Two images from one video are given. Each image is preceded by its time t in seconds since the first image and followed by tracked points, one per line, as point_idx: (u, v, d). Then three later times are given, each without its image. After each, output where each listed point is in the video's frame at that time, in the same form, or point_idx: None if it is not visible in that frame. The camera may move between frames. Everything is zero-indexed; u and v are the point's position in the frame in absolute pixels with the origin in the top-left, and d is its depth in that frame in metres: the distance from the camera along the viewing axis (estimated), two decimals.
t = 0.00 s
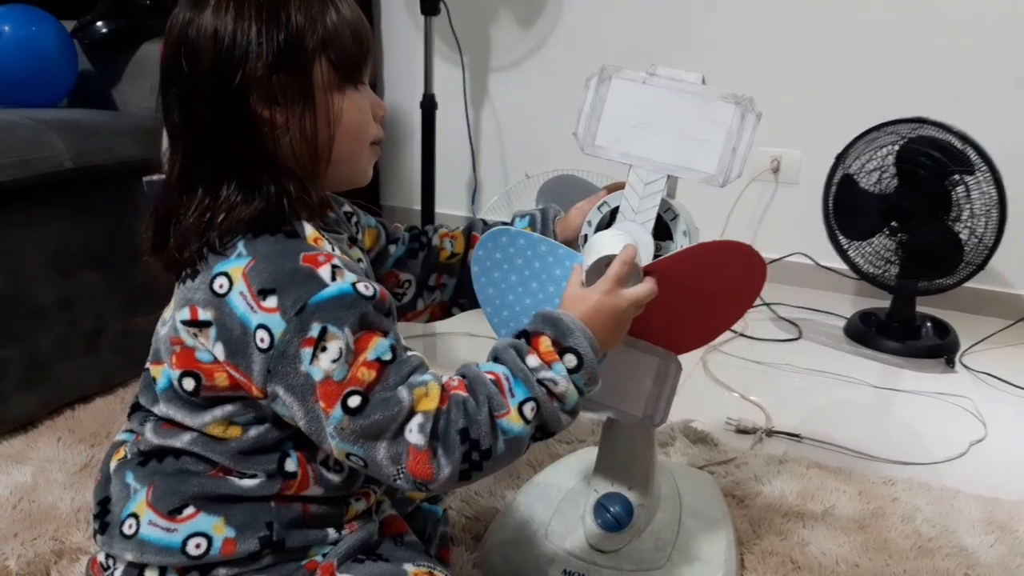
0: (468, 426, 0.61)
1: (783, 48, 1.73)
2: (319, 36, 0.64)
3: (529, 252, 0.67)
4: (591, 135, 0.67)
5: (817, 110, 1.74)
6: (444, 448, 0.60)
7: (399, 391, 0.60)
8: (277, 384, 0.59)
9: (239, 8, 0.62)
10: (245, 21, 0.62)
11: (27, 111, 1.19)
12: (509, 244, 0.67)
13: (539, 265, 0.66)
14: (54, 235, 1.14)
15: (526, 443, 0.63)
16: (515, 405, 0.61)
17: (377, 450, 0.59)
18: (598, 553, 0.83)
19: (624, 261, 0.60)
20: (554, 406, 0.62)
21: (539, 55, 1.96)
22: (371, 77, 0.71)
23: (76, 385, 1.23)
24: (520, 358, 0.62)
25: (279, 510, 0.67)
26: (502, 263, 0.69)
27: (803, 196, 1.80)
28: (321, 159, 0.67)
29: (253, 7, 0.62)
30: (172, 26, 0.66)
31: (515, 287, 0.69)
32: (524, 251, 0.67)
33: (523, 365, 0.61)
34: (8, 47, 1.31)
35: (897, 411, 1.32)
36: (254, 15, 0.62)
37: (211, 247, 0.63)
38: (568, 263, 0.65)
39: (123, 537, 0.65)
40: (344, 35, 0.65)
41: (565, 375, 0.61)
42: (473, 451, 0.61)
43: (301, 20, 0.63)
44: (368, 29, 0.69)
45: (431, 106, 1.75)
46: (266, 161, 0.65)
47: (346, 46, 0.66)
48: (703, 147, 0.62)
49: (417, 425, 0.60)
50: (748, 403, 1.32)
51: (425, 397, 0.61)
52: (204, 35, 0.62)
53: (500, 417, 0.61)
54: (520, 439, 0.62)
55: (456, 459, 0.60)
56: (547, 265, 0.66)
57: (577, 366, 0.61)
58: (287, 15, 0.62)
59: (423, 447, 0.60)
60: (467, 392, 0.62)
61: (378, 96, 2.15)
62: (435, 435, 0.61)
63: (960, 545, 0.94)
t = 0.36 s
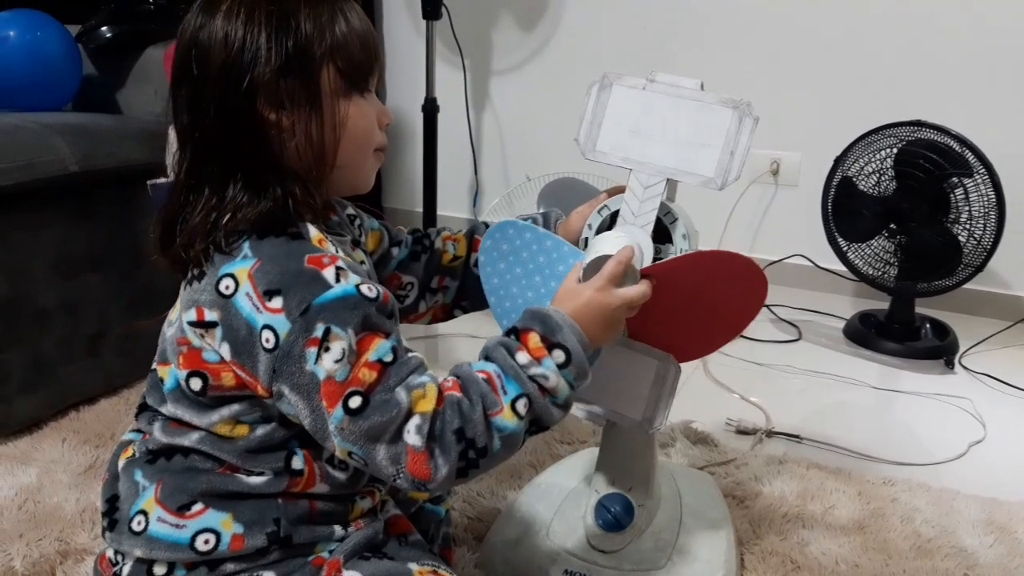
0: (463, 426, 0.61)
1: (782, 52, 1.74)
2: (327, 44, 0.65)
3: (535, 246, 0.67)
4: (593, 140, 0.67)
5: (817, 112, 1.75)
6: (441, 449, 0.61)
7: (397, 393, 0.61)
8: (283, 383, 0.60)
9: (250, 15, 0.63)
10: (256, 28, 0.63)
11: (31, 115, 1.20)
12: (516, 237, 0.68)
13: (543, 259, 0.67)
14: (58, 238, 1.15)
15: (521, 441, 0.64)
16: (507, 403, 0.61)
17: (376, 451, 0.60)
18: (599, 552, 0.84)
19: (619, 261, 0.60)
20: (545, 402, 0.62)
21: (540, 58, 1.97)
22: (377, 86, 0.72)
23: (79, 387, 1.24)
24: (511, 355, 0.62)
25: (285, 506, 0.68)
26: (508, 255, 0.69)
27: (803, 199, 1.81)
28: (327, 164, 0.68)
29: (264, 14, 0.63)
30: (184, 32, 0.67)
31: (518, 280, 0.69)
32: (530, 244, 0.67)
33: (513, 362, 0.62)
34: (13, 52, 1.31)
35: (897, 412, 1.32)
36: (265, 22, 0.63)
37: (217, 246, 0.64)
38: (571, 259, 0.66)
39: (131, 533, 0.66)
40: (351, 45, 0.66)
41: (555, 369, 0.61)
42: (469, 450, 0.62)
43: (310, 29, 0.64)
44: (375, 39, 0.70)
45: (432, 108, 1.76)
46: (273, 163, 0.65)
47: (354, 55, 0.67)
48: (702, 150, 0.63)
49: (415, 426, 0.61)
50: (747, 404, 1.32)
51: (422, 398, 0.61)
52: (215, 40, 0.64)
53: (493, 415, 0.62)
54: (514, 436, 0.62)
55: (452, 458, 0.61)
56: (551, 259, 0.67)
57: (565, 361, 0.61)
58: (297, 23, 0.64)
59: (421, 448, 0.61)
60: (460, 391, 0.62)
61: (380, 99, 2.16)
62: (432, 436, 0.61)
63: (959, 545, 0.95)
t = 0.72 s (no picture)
0: (450, 416, 0.60)
1: (775, 48, 1.74)
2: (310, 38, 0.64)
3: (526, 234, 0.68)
4: (584, 142, 0.68)
5: (810, 108, 1.75)
6: (429, 440, 0.60)
7: (382, 386, 0.60)
8: (268, 382, 0.59)
9: (231, 9, 0.63)
10: (237, 21, 0.62)
11: (19, 111, 1.19)
12: (509, 226, 0.68)
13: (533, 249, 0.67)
14: (48, 235, 1.14)
15: (509, 429, 0.62)
16: (493, 386, 0.60)
17: (364, 447, 0.59)
18: (590, 551, 0.83)
19: (603, 241, 0.62)
20: (532, 381, 0.61)
21: (532, 54, 1.96)
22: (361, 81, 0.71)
23: (68, 386, 1.23)
24: (490, 339, 0.62)
25: (274, 508, 0.67)
26: (501, 245, 0.69)
27: (795, 195, 1.81)
28: (310, 160, 0.67)
29: (245, 7, 0.63)
30: (164, 26, 0.66)
31: (508, 271, 0.69)
32: (523, 234, 0.68)
33: (492, 344, 0.61)
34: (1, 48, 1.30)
35: (889, 409, 1.32)
36: (246, 15, 0.62)
37: (199, 245, 0.64)
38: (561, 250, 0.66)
39: (118, 538, 0.65)
40: (334, 39, 0.66)
41: (537, 346, 0.61)
42: (459, 439, 0.60)
43: (293, 22, 0.63)
44: (360, 33, 0.69)
45: (425, 105, 1.75)
46: (256, 160, 0.65)
47: (337, 49, 0.66)
48: (689, 144, 0.62)
49: (402, 420, 0.60)
50: (740, 401, 1.32)
51: (408, 391, 0.60)
52: (196, 34, 0.63)
53: (480, 401, 0.61)
54: (502, 420, 0.61)
55: (442, 450, 0.60)
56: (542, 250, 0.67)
57: (546, 339, 0.61)
58: (279, 16, 0.63)
59: (409, 441, 0.60)
60: (445, 381, 0.61)
61: (372, 95, 2.15)
62: (420, 428, 0.60)
63: (951, 543, 0.95)
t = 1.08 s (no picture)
0: (437, 438, 0.60)
1: (773, 51, 1.73)
2: (307, 45, 0.64)
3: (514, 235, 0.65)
4: (598, 141, 0.67)
5: (808, 111, 1.74)
6: (416, 461, 0.60)
7: (371, 404, 0.59)
8: (261, 393, 0.59)
9: (229, 15, 0.62)
10: (234, 27, 0.62)
11: (16, 117, 1.19)
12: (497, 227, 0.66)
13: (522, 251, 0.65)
14: (44, 241, 1.14)
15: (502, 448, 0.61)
16: (486, 412, 0.59)
17: (351, 464, 0.59)
18: (588, 558, 0.83)
19: (613, 259, 0.58)
20: (527, 409, 0.59)
21: (530, 58, 1.96)
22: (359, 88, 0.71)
23: (65, 393, 1.22)
24: (490, 362, 0.59)
25: (270, 514, 0.67)
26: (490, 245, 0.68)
27: (795, 198, 1.80)
28: (306, 167, 0.67)
29: (243, 13, 0.62)
30: (161, 32, 0.66)
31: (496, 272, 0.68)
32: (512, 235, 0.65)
33: (492, 370, 0.59)
34: None
35: (888, 413, 1.32)
36: (243, 22, 0.62)
37: (194, 249, 0.63)
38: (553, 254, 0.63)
39: (113, 545, 0.65)
40: (332, 47, 0.65)
41: (536, 378, 0.59)
42: (446, 462, 0.60)
43: (289, 29, 0.63)
44: (358, 41, 0.69)
45: (423, 109, 1.75)
46: (252, 166, 0.65)
47: (335, 57, 0.66)
48: (703, 163, 0.62)
49: (389, 439, 0.59)
50: (739, 406, 1.32)
51: (396, 409, 0.60)
52: (193, 39, 0.63)
53: (471, 425, 0.59)
54: (494, 444, 0.60)
55: (429, 471, 0.60)
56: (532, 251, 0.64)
57: (549, 367, 0.59)
58: (277, 23, 0.63)
59: (395, 461, 0.59)
60: (435, 402, 0.60)
61: (370, 99, 2.15)
62: (408, 448, 0.60)
63: (951, 548, 0.95)
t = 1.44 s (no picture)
0: (462, 422, 0.59)
1: (777, 51, 1.74)
2: (325, 44, 0.65)
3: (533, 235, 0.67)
4: (599, 139, 0.66)
5: (812, 111, 1.75)
6: (441, 446, 0.59)
7: (393, 390, 0.59)
8: (281, 387, 0.59)
9: (248, 13, 0.63)
10: (253, 25, 0.63)
11: (23, 113, 1.19)
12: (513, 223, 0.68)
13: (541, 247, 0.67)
14: (51, 236, 1.14)
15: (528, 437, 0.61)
16: (511, 395, 0.59)
17: (377, 451, 0.59)
18: (592, 553, 0.83)
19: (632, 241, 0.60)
20: (554, 394, 0.59)
21: (535, 57, 1.96)
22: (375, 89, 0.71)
23: (71, 388, 1.23)
24: (514, 347, 0.59)
25: (280, 507, 0.67)
26: (506, 243, 0.69)
27: (798, 198, 1.81)
28: (321, 164, 0.67)
29: (263, 12, 0.63)
30: (180, 29, 0.67)
31: (514, 271, 0.68)
32: (529, 231, 0.67)
33: (516, 354, 0.58)
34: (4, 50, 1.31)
35: (891, 412, 1.32)
36: (263, 20, 0.63)
37: (210, 242, 0.64)
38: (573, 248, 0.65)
39: (125, 537, 0.66)
40: (351, 48, 0.66)
41: (561, 360, 0.58)
42: (472, 446, 0.59)
43: (307, 29, 0.64)
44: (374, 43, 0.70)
45: (428, 108, 1.75)
46: (267, 162, 0.66)
47: (353, 58, 0.67)
48: (702, 158, 0.61)
49: (413, 424, 0.59)
50: (742, 404, 1.32)
51: (419, 395, 0.60)
52: (212, 35, 0.64)
53: (496, 409, 0.59)
54: (521, 429, 0.59)
55: (454, 456, 0.59)
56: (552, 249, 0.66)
57: (574, 350, 0.58)
58: (296, 21, 0.64)
59: (420, 446, 0.59)
60: (459, 387, 0.60)
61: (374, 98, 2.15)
62: (432, 433, 0.60)
63: (953, 545, 0.95)
